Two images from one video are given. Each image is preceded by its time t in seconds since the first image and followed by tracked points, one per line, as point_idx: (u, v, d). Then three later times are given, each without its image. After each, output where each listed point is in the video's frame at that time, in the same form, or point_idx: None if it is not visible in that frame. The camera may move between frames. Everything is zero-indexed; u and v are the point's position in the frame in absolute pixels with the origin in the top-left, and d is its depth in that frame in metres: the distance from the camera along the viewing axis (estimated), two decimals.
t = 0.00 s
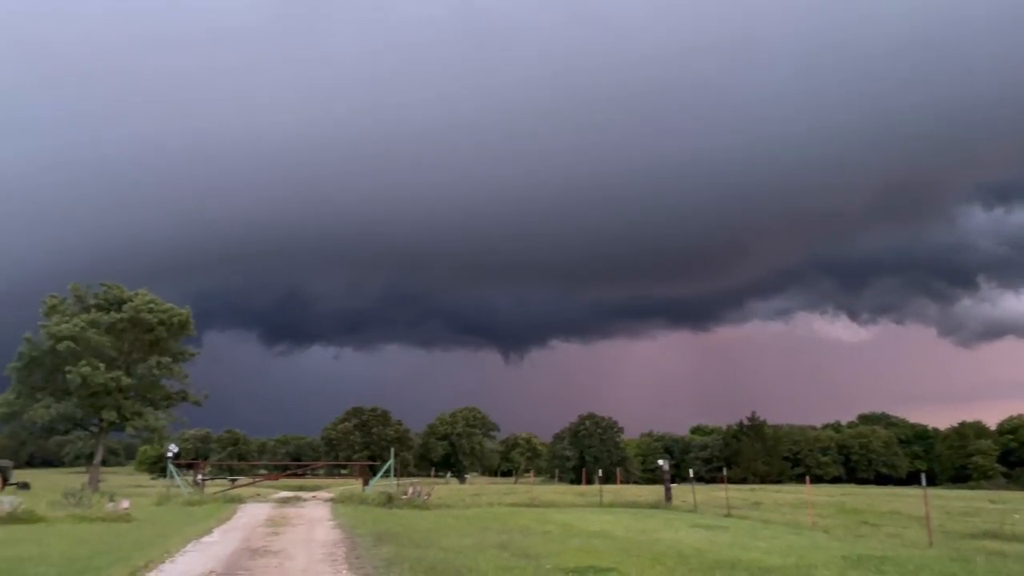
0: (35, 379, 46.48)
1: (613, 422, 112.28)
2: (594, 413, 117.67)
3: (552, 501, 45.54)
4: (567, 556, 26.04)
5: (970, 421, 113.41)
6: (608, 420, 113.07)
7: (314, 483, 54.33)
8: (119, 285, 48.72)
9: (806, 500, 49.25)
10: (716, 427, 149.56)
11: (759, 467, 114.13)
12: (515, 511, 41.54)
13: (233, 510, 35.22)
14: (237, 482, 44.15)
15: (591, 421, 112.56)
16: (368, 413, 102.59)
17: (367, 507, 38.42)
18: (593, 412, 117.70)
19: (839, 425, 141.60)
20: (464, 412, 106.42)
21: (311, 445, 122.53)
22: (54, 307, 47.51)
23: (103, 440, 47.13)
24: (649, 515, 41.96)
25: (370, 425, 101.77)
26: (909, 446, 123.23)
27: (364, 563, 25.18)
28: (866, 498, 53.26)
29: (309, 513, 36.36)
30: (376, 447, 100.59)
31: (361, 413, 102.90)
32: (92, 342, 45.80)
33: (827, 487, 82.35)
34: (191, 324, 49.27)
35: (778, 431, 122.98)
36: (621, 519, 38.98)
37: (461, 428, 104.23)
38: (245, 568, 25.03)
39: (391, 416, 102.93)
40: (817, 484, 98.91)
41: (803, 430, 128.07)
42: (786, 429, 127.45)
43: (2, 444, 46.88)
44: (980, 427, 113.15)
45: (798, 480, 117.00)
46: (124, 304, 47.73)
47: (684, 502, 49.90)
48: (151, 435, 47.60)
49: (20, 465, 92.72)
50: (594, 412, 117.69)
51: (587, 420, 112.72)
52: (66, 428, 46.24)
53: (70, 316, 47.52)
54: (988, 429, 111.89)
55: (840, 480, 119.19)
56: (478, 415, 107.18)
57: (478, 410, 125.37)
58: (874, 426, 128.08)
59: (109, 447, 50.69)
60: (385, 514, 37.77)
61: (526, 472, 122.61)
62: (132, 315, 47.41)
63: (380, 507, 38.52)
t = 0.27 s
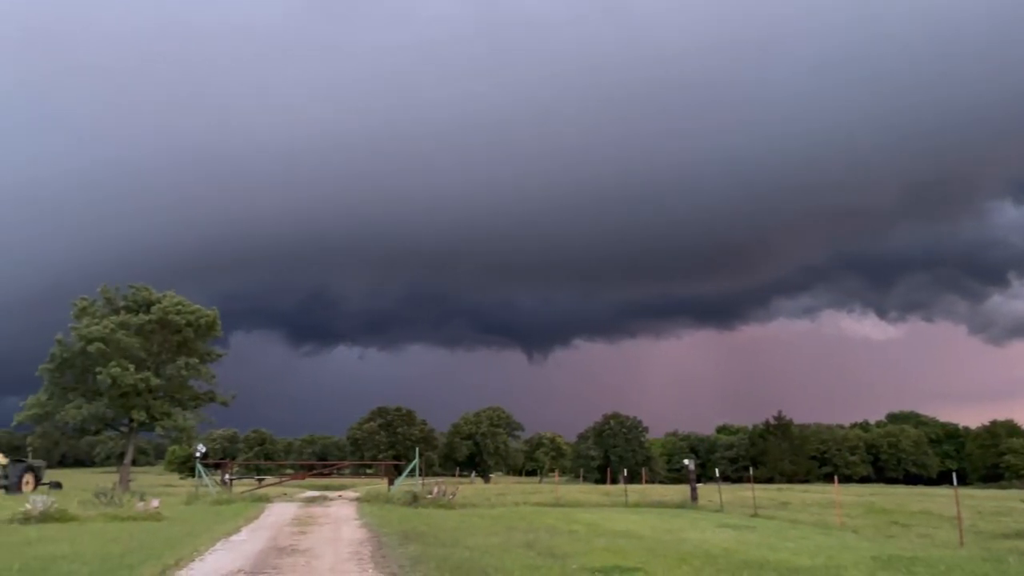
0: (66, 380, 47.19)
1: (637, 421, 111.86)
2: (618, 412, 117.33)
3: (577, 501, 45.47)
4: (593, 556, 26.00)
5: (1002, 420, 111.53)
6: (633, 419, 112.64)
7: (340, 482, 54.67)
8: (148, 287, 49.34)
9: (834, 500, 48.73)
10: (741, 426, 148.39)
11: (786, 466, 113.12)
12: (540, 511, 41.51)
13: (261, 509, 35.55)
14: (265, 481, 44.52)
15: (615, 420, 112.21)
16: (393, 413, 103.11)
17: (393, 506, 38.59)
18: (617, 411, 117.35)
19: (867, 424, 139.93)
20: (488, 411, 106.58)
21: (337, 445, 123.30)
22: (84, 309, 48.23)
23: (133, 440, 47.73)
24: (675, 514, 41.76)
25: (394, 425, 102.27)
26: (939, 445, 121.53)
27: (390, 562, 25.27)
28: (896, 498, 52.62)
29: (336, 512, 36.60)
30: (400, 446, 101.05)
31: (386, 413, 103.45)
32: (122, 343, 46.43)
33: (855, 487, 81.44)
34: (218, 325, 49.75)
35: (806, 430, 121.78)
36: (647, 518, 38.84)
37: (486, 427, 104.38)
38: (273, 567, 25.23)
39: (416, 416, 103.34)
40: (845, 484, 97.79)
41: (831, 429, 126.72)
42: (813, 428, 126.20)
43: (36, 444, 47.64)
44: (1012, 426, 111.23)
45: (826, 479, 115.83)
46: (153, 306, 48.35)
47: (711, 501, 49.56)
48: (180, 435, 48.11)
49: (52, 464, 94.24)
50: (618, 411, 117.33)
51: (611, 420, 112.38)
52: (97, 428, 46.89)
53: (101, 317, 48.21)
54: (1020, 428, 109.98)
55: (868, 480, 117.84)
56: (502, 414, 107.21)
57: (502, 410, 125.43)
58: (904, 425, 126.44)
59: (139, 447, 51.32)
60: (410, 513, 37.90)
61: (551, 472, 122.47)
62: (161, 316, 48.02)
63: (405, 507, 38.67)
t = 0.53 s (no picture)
0: (96, 381, 47.86)
1: (662, 421, 111.32)
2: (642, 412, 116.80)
3: (602, 501, 45.32)
4: (618, 556, 25.88)
5: None
6: (657, 419, 112.09)
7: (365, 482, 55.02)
8: (175, 288, 49.92)
9: (863, 500, 48.13)
10: (768, 426, 147.08)
11: (813, 466, 111.99)
12: (565, 511, 41.42)
13: (287, 508, 35.80)
14: (290, 480, 44.81)
15: (640, 420, 111.73)
16: (417, 413, 103.46)
17: (417, 505, 38.69)
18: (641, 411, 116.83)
19: (896, 424, 138.12)
20: (512, 411, 106.59)
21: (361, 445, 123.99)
22: (113, 311, 48.90)
23: (161, 440, 48.26)
24: (700, 514, 41.48)
25: (419, 424, 102.63)
26: (970, 444, 119.73)
27: (415, 562, 25.33)
28: (926, 498, 51.89)
29: (361, 512, 36.76)
30: (425, 446, 101.36)
31: (410, 412, 103.81)
32: (150, 344, 47.02)
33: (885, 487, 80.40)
34: (244, 326, 50.20)
35: (833, 430, 120.46)
36: (672, 518, 38.61)
37: (510, 427, 104.39)
38: (299, 566, 25.41)
39: (440, 415, 103.62)
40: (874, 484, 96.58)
41: (859, 428, 125.25)
42: (841, 427, 124.80)
43: (66, 444, 48.35)
44: None
45: (854, 479, 114.55)
46: (180, 307, 48.92)
47: (737, 501, 49.18)
48: (207, 435, 48.57)
49: (83, 464, 95.70)
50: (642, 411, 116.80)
51: (636, 419, 111.90)
52: (126, 428, 47.49)
53: (129, 319, 48.85)
54: None
55: (897, 479, 116.39)
56: (526, 414, 107.11)
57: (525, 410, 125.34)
58: (933, 424, 124.66)
59: (166, 447, 51.89)
60: (435, 513, 37.98)
61: (575, 472, 122.18)
62: (187, 317, 48.58)
63: (429, 506, 38.76)
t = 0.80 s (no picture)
0: (125, 381, 48.54)
1: (686, 420, 110.78)
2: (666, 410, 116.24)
3: (626, 500, 45.20)
4: (643, 555, 25.80)
5: None
6: (681, 418, 111.53)
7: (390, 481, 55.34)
8: (201, 289, 50.49)
9: (891, 499, 47.55)
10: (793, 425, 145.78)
11: (840, 465, 110.84)
12: (589, 510, 41.36)
13: (313, 507, 36.09)
14: (316, 479, 45.16)
15: (664, 418, 111.22)
16: (440, 412, 103.80)
17: (442, 504, 38.82)
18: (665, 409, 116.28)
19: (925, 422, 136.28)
20: (535, 410, 106.58)
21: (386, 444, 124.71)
22: (142, 311, 49.56)
23: (189, 439, 48.84)
24: (726, 513, 41.22)
25: (442, 423, 102.97)
26: (1001, 442, 117.87)
27: (440, 560, 25.42)
28: (956, 497, 51.17)
29: (386, 510, 36.96)
30: (448, 444, 101.66)
31: (434, 411, 104.16)
32: (177, 344, 47.62)
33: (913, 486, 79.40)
34: (269, 326, 50.65)
35: (860, 428, 119.11)
36: (697, 517, 38.42)
37: (533, 426, 104.36)
38: (325, 563, 25.62)
39: (463, 414, 103.89)
40: (902, 483, 95.35)
41: (886, 426, 123.75)
42: (868, 426, 123.36)
43: (96, 443, 49.08)
44: None
45: (882, 478, 113.22)
46: (206, 307, 49.48)
47: (762, 500, 48.83)
48: (233, 434, 49.07)
49: (113, 463, 97.18)
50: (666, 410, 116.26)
51: (660, 418, 111.41)
52: (154, 428, 48.09)
53: (157, 319, 49.50)
54: None
55: (926, 478, 114.91)
56: (549, 413, 107.05)
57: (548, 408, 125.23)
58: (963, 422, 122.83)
59: (193, 446, 52.48)
60: (459, 511, 38.09)
61: (599, 470, 121.88)
62: (214, 317, 49.14)
63: (453, 505, 38.88)
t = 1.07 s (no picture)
0: (151, 379, 49.10)
1: (709, 418, 110.13)
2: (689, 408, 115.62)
3: (648, 498, 44.99)
4: (667, 553, 25.64)
5: None
6: (704, 416, 110.92)
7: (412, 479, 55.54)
8: (225, 288, 50.96)
9: (918, 498, 46.89)
10: (817, 423, 144.39)
11: (866, 464, 109.66)
12: (611, 508, 41.24)
13: (336, 504, 36.28)
14: (339, 477, 45.40)
15: (687, 417, 110.61)
16: (462, 410, 104.03)
17: (464, 501, 38.88)
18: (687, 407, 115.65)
19: (952, 420, 134.36)
20: (557, 408, 106.46)
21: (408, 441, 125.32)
22: (167, 311, 50.11)
23: (214, 437, 49.32)
24: (750, 512, 40.87)
25: (464, 421, 103.21)
26: None
27: (463, 557, 25.46)
28: (985, 497, 50.36)
29: (408, 508, 37.05)
30: (470, 442, 101.86)
31: (456, 409, 104.38)
32: (202, 343, 48.09)
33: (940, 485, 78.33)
34: (292, 324, 51.00)
35: (886, 426, 117.71)
36: (721, 516, 38.15)
37: (554, 424, 104.23)
38: (349, 560, 25.76)
39: (485, 412, 104.06)
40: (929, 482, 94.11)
41: (913, 425, 122.16)
42: (894, 424, 121.88)
43: (123, 441, 49.70)
44: None
45: (908, 477, 111.86)
46: (230, 307, 49.94)
47: (786, 499, 48.41)
48: (257, 432, 49.48)
49: (140, 460, 98.50)
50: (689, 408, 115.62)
51: (682, 416, 110.80)
52: (179, 426, 48.57)
53: (182, 318, 50.02)
54: None
55: (953, 477, 113.38)
56: (571, 411, 106.96)
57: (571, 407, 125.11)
58: (992, 420, 120.91)
59: (218, 444, 52.98)
60: (482, 509, 38.13)
61: (621, 469, 121.49)
62: (238, 316, 49.57)
63: (476, 503, 38.91)
